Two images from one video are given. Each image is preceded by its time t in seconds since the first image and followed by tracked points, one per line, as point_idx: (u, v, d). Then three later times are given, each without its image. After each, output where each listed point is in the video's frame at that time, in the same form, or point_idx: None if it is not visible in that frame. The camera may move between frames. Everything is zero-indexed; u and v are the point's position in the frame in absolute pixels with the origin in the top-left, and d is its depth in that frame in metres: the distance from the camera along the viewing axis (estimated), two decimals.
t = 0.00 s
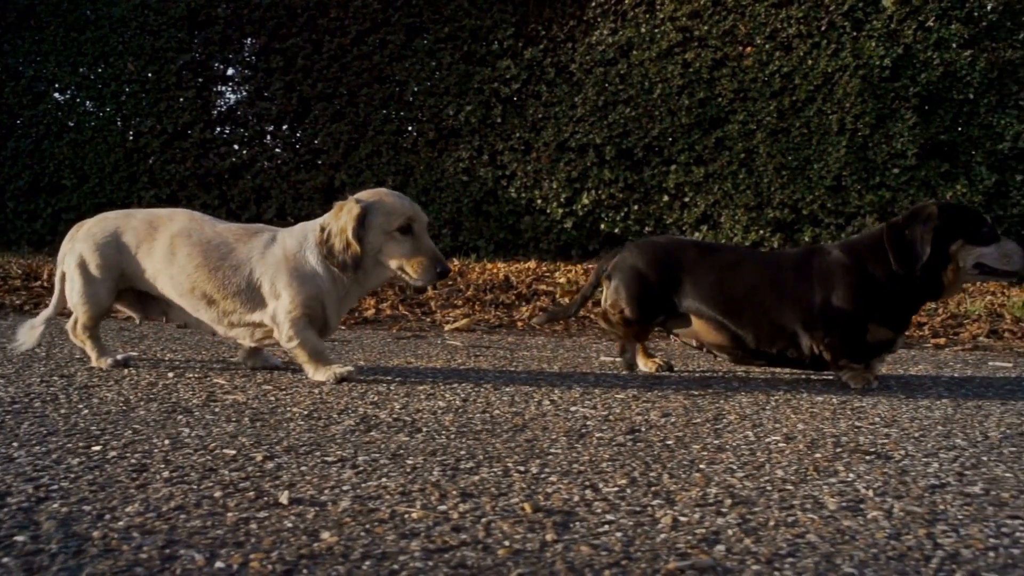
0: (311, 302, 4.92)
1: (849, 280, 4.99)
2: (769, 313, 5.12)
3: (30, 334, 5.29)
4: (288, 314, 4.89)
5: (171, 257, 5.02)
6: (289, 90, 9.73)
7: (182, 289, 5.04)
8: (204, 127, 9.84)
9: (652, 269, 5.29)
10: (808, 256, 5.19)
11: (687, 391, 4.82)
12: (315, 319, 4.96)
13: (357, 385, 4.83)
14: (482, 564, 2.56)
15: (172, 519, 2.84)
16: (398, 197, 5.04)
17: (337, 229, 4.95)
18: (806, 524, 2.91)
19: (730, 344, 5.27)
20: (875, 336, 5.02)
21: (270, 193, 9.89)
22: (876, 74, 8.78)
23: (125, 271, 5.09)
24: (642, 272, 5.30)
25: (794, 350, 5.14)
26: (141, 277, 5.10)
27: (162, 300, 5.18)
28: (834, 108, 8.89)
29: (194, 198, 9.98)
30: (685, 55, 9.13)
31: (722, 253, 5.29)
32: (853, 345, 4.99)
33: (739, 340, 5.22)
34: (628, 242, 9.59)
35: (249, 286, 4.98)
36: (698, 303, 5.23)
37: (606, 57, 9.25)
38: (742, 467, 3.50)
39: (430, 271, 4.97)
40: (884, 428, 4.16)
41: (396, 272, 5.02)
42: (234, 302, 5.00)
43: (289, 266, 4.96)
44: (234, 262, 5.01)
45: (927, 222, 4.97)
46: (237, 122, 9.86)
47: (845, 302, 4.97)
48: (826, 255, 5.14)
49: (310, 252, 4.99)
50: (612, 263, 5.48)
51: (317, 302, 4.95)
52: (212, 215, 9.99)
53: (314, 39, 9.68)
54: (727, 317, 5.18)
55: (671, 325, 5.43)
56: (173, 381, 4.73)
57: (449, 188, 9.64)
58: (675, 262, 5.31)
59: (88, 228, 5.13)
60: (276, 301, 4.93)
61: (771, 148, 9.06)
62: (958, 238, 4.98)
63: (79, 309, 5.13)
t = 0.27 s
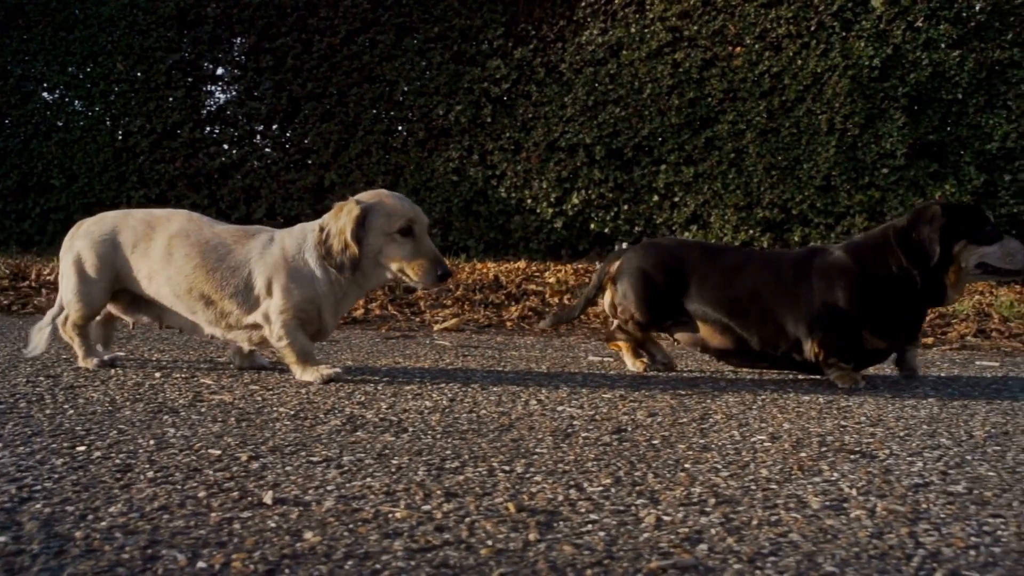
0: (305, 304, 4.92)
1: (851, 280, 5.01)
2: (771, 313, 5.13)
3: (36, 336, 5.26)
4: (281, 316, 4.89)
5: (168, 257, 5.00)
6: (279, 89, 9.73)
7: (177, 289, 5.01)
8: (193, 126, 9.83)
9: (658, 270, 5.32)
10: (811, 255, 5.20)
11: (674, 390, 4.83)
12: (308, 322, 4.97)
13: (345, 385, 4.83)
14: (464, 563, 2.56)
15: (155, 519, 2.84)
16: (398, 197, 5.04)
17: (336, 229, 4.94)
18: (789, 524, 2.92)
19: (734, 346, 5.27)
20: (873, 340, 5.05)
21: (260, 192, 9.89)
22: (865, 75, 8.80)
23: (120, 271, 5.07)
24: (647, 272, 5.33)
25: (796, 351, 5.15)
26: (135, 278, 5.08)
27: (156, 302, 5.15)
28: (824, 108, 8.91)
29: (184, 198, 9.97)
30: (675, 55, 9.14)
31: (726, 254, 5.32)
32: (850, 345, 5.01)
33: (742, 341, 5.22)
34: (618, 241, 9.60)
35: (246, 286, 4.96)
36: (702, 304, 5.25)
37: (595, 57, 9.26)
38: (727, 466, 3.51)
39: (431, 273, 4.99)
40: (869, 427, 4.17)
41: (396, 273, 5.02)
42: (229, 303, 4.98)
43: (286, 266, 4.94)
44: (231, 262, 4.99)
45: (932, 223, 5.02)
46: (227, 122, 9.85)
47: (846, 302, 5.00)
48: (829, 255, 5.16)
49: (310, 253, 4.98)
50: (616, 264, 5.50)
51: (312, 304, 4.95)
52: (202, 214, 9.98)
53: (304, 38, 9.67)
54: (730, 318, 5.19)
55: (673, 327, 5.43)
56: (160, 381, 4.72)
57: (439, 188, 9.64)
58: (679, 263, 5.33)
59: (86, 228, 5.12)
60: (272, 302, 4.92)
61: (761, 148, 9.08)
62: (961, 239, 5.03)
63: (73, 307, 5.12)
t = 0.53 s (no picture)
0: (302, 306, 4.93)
1: (853, 279, 4.96)
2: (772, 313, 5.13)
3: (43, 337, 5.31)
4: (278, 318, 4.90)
5: (165, 257, 5.00)
6: (269, 89, 9.72)
7: (175, 289, 5.00)
8: (183, 126, 9.81)
9: (661, 269, 5.31)
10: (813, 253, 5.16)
11: (661, 390, 4.85)
12: (302, 323, 4.96)
13: (332, 385, 4.83)
14: (446, 562, 2.57)
15: (139, 519, 2.83)
16: (401, 202, 5.03)
17: (336, 233, 4.94)
18: (772, 523, 2.93)
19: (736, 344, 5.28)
20: (873, 339, 5.03)
21: (250, 192, 9.88)
22: (854, 75, 8.83)
23: (118, 270, 5.07)
24: (648, 271, 5.32)
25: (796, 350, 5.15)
26: (133, 278, 5.07)
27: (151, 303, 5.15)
28: (813, 109, 8.94)
29: (174, 197, 9.96)
30: (665, 55, 9.15)
31: (729, 252, 5.31)
32: (849, 344, 5.00)
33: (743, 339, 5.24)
34: (608, 241, 9.60)
35: (243, 287, 4.96)
36: (704, 302, 5.27)
37: (585, 57, 9.27)
38: (711, 466, 3.52)
39: (433, 279, 4.97)
40: (854, 427, 4.19)
41: (397, 279, 5.01)
42: (228, 304, 4.97)
43: (285, 269, 4.94)
44: (229, 263, 4.99)
45: (934, 218, 4.89)
46: (217, 121, 9.84)
47: (846, 302, 4.96)
48: (832, 252, 5.10)
49: (310, 256, 4.98)
50: (620, 262, 5.50)
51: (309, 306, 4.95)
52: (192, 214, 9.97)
53: (294, 38, 9.67)
54: (732, 316, 5.20)
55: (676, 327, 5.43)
56: (147, 381, 4.72)
57: (429, 187, 9.64)
58: (682, 262, 5.34)
59: (85, 227, 5.15)
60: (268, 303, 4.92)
61: (750, 148, 9.10)
62: (964, 234, 4.93)
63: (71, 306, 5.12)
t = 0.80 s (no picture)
0: (297, 309, 4.91)
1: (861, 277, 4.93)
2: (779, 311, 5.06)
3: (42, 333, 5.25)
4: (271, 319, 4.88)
5: (161, 256, 4.98)
6: (256, 88, 9.70)
7: (169, 290, 4.98)
8: (171, 125, 9.79)
9: (668, 267, 5.17)
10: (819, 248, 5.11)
11: (646, 389, 4.85)
12: (293, 325, 4.94)
13: (316, 385, 4.82)
14: (426, 561, 2.57)
15: (119, 518, 2.83)
16: (405, 208, 5.01)
17: (337, 239, 4.92)
18: (751, 521, 2.94)
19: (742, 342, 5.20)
20: (883, 335, 4.98)
21: (238, 191, 9.87)
22: (841, 75, 8.85)
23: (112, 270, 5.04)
24: (653, 269, 5.18)
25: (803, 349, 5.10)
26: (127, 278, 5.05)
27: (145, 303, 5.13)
28: (801, 108, 8.96)
29: (161, 196, 9.93)
30: (653, 55, 9.16)
31: (736, 249, 5.20)
32: (856, 343, 4.96)
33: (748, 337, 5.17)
34: (596, 241, 9.61)
35: (239, 288, 4.94)
36: (711, 300, 5.15)
37: (573, 57, 9.27)
38: (693, 464, 3.53)
39: (435, 286, 4.98)
40: (837, 425, 4.20)
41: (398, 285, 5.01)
42: (221, 305, 4.95)
43: (281, 271, 4.93)
44: (224, 264, 4.97)
45: (940, 211, 4.93)
46: (204, 120, 9.82)
47: (856, 299, 4.92)
48: (838, 249, 5.07)
49: (309, 259, 4.97)
50: (623, 258, 5.35)
51: (302, 309, 4.92)
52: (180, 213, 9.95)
53: (282, 37, 9.66)
54: (739, 315, 5.11)
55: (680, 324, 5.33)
56: (131, 380, 4.71)
57: (418, 187, 9.64)
58: (689, 258, 5.20)
59: (81, 227, 5.13)
60: (262, 304, 4.90)
61: (738, 148, 9.12)
62: (969, 228, 4.96)
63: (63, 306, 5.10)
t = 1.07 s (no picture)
0: (292, 309, 4.89)
1: (867, 273, 4.88)
2: (787, 309, 5.04)
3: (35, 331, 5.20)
4: (263, 318, 4.88)
5: (158, 254, 4.97)
6: (246, 87, 9.69)
7: (165, 289, 4.97)
8: (160, 124, 9.77)
9: (673, 264, 5.16)
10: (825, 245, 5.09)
11: (633, 388, 4.86)
12: (285, 326, 4.93)
13: (303, 384, 4.82)
14: (408, 560, 2.57)
15: (101, 518, 2.83)
16: (407, 212, 4.96)
17: (338, 243, 4.87)
18: (734, 519, 2.95)
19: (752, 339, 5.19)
20: (891, 332, 4.92)
21: (227, 190, 9.85)
22: (830, 74, 8.88)
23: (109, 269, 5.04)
24: (659, 267, 5.18)
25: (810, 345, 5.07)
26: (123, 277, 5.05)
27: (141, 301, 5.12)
28: (790, 108, 8.98)
29: (150, 195, 9.91)
30: (642, 54, 9.17)
31: (743, 247, 5.18)
32: (863, 340, 4.93)
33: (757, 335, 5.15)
34: (586, 240, 9.62)
35: (236, 287, 4.92)
36: (717, 296, 5.13)
37: (563, 56, 9.28)
38: (678, 463, 3.53)
39: (437, 288, 4.93)
40: (822, 424, 4.21)
41: (399, 288, 4.95)
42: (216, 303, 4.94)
43: (279, 272, 4.91)
44: (222, 262, 4.96)
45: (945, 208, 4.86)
46: (194, 119, 9.81)
47: (862, 295, 4.87)
48: (844, 245, 5.03)
49: (308, 261, 4.95)
50: (629, 257, 5.33)
51: (296, 309, 4.90)
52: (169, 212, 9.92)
53: (271, 36, 9.65)
54: (748, 313, 5.09)
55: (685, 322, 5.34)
56: (117, 380, 4.70)
57: (407, 186, 9.64)
58: (696, 256, 5.18)
59: (80, 227, 5.14)
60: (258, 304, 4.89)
61: (727, 147, 9.13)
62: (976, 225, 4.91)
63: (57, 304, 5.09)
